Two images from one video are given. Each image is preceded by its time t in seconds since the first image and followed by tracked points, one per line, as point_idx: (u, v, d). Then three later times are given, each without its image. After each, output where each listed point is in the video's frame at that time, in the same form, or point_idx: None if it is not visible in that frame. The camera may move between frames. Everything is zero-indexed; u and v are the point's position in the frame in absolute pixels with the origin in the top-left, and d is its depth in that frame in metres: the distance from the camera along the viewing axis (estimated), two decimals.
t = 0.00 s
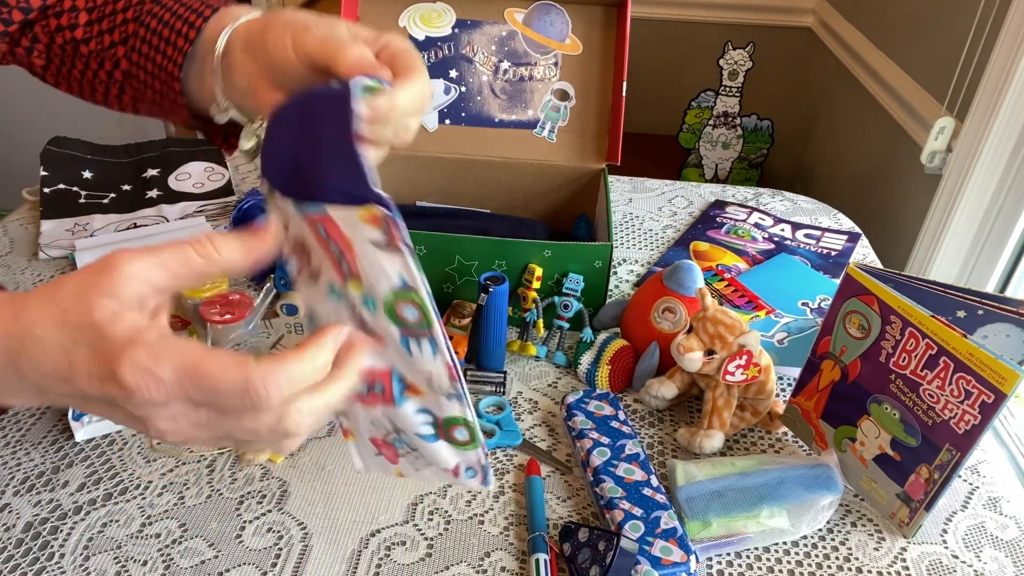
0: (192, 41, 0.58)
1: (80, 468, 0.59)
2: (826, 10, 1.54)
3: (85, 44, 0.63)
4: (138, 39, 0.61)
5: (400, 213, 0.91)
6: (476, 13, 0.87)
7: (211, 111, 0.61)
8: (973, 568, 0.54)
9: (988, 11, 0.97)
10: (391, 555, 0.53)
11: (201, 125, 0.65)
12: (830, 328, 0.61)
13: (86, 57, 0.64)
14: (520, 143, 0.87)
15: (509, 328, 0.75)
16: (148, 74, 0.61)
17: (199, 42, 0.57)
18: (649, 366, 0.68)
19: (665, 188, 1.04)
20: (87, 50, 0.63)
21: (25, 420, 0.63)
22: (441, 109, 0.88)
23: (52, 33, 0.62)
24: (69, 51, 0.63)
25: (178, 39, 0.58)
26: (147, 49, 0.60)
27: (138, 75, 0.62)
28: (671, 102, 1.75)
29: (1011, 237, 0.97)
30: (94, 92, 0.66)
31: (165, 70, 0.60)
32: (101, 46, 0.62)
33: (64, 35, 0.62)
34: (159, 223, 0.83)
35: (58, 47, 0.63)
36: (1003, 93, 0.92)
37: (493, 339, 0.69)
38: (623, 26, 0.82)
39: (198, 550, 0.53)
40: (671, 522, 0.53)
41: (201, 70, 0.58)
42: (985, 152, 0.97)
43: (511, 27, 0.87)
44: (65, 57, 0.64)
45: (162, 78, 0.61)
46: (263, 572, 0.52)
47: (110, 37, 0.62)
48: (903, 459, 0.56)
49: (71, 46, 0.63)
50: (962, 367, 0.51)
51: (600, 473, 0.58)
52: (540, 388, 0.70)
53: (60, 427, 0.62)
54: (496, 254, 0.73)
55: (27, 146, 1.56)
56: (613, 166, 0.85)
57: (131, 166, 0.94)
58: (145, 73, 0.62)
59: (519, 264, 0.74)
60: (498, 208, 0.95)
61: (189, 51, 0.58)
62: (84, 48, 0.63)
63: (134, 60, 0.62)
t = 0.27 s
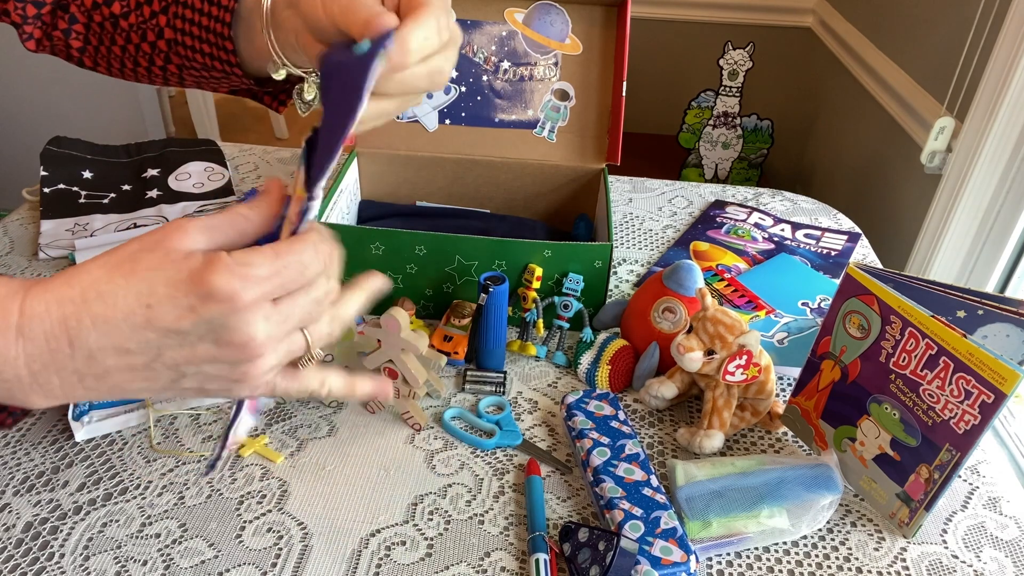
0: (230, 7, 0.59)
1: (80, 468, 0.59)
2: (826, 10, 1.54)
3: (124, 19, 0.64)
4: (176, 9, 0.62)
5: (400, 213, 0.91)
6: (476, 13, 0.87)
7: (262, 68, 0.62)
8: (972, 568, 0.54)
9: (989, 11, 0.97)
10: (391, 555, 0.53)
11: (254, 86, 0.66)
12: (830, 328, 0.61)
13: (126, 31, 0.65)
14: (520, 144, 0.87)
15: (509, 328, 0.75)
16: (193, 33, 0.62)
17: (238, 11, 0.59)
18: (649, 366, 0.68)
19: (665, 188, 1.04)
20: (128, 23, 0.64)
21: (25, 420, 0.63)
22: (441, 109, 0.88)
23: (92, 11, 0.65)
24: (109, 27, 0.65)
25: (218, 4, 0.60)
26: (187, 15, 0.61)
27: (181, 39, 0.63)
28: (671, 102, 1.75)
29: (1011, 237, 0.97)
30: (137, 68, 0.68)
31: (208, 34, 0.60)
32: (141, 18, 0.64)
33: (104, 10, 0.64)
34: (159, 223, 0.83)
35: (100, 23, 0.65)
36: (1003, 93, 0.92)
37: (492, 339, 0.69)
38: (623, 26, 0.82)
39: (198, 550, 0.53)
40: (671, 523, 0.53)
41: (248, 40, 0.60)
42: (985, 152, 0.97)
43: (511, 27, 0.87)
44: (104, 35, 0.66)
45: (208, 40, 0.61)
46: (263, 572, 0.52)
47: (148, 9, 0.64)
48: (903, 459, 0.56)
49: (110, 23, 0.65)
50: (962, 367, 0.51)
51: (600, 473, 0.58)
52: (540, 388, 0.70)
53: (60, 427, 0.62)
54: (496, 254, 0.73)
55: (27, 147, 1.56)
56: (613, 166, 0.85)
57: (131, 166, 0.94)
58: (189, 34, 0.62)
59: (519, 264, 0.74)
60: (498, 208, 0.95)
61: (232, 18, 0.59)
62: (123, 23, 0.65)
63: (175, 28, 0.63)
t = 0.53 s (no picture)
0: (202, 82, 0.53)
1: (80, 468, 0.59)
2: (827, 10, 1.54)
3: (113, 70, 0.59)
4: (158, 76, 0.57)
5: (400, 213, 0.91)
6: (476, 13, 0.87)
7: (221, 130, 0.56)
8: (973, 568, 0.54)
9: (988, 11, 0.97)
10: (391, 555, 0.53)
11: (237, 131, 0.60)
12: (831, 328, 0.61)
13: (115, 82, 0.60)
14: (520, 143, 0.87)
15: (509, 328, 0.75)
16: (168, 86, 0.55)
17: (207, 84, 0.53)
18: (649, 366, 0.68)
19: (666, 188, 1.04)
20: (115, 75, 0.59)
21: (25, 419, 0.63)
22: (441, 109, 0.88)
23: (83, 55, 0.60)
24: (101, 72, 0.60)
25: (195, 72, 0.54)
26: (165, 81, 0.56)
27: (158, 92, 0.57)
28: (671, 102, 1.76)
29: (1011, 237, 0.97)
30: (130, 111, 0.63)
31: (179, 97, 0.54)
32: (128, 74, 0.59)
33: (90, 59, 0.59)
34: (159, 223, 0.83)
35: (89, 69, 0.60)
36: (1003, 93, 0.92)
37: (493, 339, 0.69)
38: (623, 26, 0.82)
39: (198, 551, 0.53)
40: (671, 523, 0.53)
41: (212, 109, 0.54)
42: (985, 152, 0.97)
43: (511, 27, 0.87)
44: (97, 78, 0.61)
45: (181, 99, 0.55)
46: (263, 572, 0.52)
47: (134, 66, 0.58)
48: (904, 459, 0.56)
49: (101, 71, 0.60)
50: (962, 367, 0.51)
51: (600, 473, 0.58)
52: (540, 388, 0.70)
53: (60, 427, 0.62)
54: (496, 254, 0.73)
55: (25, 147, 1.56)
56: (613, 166, 0.85)
57: (131, 166, 0.94)
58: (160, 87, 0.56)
59: (519, 264, 0.74)
60: (498, 208, 0.95)
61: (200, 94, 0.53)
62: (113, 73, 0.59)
63: (156, 88, 0.57)
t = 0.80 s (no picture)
0: (173, 143, 0.63)
1: (80, 468, 0.59)
2: (827, 10, 1.54)
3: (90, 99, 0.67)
4: (132, 113, 0.65)
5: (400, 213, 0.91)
6: (476, 13, 0.87)
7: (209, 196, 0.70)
8: (973, 568, 0.54)
9: (989, 10, 0.97)
10: (391, 555, 0.53)
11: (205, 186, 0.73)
12: (831, 328, 0.61)
13: (92, 111, 0.68)
14: (520, 143, 0.87)
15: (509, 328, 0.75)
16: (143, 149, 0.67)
17: (178, 146, 0.63)
18: (649, 366, 0.68)
19: (666, 188, 1.04)
20: (92, 107, 0.68)
21: (25, 419, 0.63)
22: (441, 108, 0.88)
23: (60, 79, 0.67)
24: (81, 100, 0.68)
25: (167, 132, 0.63)
26: (137, 128, 0.65)
27: (136, 143, 0.68)
28: (671, 101, 1.75)
29: (1011, 237, 0.97)
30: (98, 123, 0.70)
31: (156, 160, 0.66)
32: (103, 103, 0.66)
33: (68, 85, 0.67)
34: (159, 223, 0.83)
35: (69, 94, 0.68)
36: (1004, 93, 0.92)
37: (493, 339, 0.69)
38: (623, 26, 0.82)
39: (198, 550, 0.53)
40: (671, 522, 0.53)
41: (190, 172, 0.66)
42: (985, 152, 0.97)
43: (511, 27, 0.87)
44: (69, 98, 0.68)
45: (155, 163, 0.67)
46: (263, 572, 0.52)
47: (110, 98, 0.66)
48: (903, 459, 0.56)
49: (78, 97, 0.68)
50: (962, 367, 0.51)
51: (600, 473, 0.58)
52: (540, 388, 0.70)
53: (60, 427, 0.62)
54: (496, 254, 0.73)
55: (25, 147, 1.56)
56: (613, 166, 0.85)
57: (131, 166, 0.94)
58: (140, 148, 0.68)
59: (519, 264, 0.74)
60: (498, 208, 0.95)
61: (173, 155, 0.64)
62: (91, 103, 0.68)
63: (131, 130, 0.67)
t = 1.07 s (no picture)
0: (193, 96, 0.61)
1: (80, 468, 0.59)
2: (827, 9, 1.54)
3: (75, 83, 0.64)
4: (127, 91, 0.63)
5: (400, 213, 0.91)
6: (476, 13, 0.87)
7: (193, 167, 0.65)
8: (973, 568, 0.54)
9: (989, 10, 0.97)
10: (391, 555, 0.53)
11: (178, 171, 0.68)
12: (831, 328, 0.61)
13: (73, 94, 0.65)
14: (520, 143, 0.87)
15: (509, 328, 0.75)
16: (132, 130, 0.64)
17: (198, 100, 0.61)
18: (649, 366, 0.68)
19: (665, 188, 1.04)
20: (75, 90, 0.65)
21: (25, 419, 0.63)
22: (441, 108, 0.88)
23: (48, 64, 0.64)
24: (61, 85, 0.65)
25: (175, 94, 0.61)
26: (133, 102, 0.63)
27: (122, 123, 0.65)
28: (671, 102, 1.75)
29: (1011, 237, 0.97)
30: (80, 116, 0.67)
31: (150, 130, 0.63)
32: (91, 87, 0.64)
33: (53, 67, 0.64)
34: (159, 223, 0.83)
35: (49, 79, 0.65)
36: (1003, 93, 0.92)
37: (492, 339, 0.69)
38: (623, 27, 0.82)
39: (198, 550, 0.53)
40: (671, 522, 0.53)
41: (187, 133, 0.62)
42: (985, 152, 0.97)
43: (511, 27, 0.87)
44: (50, 84, 0.65)
45: (147, 136, 0.64)
46: (263, 572, 0.52)
47: (100, 81, 0.64)
48: (904, 459, 0.56)
49: (59, 84, 0.65)
50: (962, 367, 0.51)
51: (600, 473, 0.58)
52: (540, 388, 0.70)
53: (60, 427, 0.62)
54: (496, 254, 0.73)
55: (25, 146, 1.56)
56: (613, 166, 0.85)
57: (131, 166, 0.94)
58: (128, 127, 0.65)
59: (519, 264, 0.74)
60: (498, 208, 0.95)
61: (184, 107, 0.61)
62: (74, 86, 0.64)
63: (120, 109, 0.64)
